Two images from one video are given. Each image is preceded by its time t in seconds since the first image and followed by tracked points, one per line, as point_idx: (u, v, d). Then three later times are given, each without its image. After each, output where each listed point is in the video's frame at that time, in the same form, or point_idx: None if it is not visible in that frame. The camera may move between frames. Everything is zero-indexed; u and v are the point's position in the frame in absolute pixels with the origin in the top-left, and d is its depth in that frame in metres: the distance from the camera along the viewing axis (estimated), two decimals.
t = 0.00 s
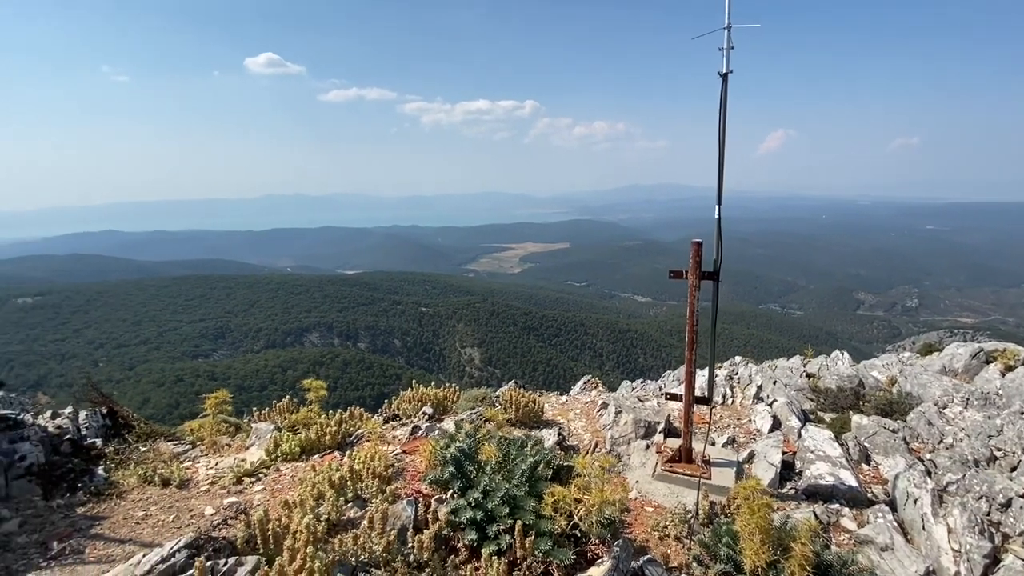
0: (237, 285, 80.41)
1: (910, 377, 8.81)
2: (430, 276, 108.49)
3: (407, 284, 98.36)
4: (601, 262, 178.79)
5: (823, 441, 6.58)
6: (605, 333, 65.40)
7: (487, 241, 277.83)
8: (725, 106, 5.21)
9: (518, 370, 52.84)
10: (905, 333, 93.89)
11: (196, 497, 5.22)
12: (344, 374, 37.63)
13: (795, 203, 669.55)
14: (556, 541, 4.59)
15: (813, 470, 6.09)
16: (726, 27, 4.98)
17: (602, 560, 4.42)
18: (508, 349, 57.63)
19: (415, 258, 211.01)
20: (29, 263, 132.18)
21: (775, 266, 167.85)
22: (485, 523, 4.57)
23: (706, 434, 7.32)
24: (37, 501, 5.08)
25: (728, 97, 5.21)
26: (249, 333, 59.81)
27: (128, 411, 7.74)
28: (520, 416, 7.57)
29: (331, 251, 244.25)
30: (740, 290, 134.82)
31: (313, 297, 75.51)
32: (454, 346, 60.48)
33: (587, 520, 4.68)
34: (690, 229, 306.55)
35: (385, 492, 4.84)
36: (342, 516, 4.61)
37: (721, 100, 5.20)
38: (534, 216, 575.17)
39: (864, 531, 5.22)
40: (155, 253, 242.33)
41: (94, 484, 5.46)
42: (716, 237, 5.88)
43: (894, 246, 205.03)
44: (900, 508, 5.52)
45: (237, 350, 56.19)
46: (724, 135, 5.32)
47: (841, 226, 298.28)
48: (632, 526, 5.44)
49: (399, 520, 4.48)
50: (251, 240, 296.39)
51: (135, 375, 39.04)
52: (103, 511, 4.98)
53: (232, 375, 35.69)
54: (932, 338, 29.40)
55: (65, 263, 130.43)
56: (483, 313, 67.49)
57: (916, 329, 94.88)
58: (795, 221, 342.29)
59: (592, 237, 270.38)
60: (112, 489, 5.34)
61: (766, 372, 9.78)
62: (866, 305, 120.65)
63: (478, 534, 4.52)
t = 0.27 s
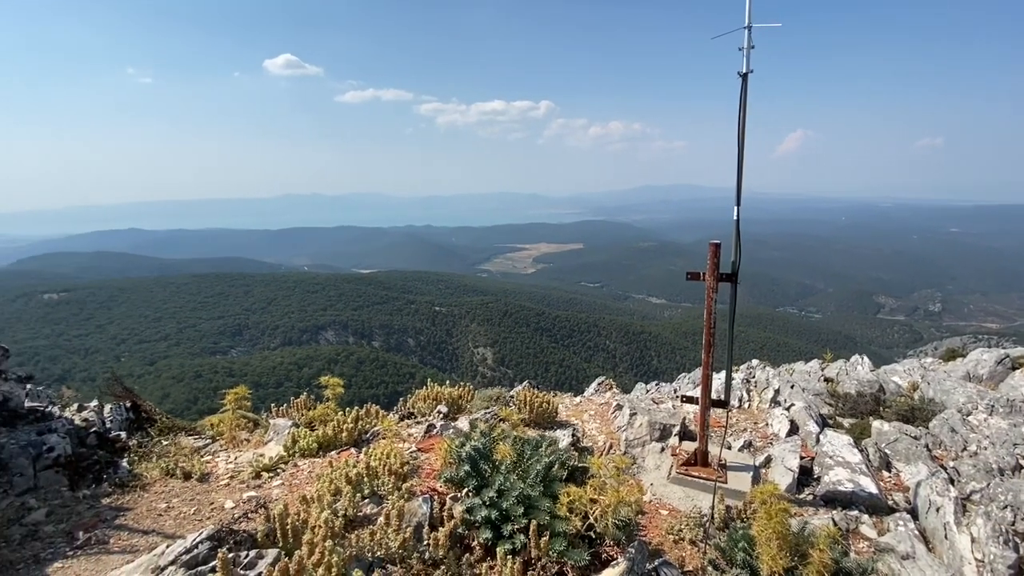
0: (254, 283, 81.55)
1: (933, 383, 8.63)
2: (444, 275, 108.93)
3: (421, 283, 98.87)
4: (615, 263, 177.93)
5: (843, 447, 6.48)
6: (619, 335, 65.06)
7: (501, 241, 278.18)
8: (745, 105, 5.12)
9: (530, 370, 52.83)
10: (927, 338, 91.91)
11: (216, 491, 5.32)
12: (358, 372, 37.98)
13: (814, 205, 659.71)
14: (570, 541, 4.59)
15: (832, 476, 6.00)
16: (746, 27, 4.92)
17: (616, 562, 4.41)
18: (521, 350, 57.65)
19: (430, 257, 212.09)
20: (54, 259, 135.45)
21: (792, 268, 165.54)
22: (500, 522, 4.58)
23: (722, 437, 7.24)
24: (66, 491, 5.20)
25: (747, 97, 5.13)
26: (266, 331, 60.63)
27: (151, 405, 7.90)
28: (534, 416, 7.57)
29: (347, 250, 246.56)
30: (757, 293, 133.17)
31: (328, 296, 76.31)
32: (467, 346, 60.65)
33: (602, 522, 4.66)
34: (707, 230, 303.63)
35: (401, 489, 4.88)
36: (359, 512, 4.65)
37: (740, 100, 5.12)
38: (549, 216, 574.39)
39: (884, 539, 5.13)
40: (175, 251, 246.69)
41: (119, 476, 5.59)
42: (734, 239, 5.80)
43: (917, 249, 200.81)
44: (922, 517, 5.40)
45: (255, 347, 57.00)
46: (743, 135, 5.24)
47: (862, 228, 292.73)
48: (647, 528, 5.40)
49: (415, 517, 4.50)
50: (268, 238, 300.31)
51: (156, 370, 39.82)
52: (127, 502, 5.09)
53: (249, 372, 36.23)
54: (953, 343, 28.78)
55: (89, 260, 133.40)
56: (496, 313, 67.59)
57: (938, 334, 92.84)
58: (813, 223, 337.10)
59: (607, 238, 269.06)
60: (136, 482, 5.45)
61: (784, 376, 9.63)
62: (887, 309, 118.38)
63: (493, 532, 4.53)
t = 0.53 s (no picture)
0: (271, 281, 82.56)
1: (956, 389, 8.45)
2: (457, 275, 109.23)
3: (434, 283, 99.23)
4: (629, 265, 176.86)
5: (861, 453, 6.38)
6: (632, 337, 64.69)
7: (515, 242, 278.12)
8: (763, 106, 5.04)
9: (542, 371, 52.77)
10: (949, 343, 89.87)
11: (235, 485, 5.40)
12: (372, 370, 38.25)
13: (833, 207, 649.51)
14: (584, 542, 4.58)
15: (850, 483, 5.91)
16: (765, 27, 4.86)
17: (629, 565, 4.38)
18: (533, 350, 57.60)
19: (443, 257, 212.82)
20: (78, 256, 138.74)
21: (810, 270, 163.07)
22: (512, 522, 4.58)
23: (737, 441, 7.15)
24: (90, 482, 5.34)
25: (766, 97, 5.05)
26: (282, 329, 61.37)
27: (170, 400, 8.05)
28: (547, 417, 7.55)
29: (362, 250, 248.49)
30: (773, 296, 131.40)
31: (343, 295, 76.96)
32: (480, 346, 60.76)
33: (615, 525, 4.65)
34: (723, 232, 300.40)
35: (416, 487, 4.91)
36: (373, 509, 4.69)
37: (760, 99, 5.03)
38: (563, 217, 572.88)
39: (905, 548, 5.03)
40: (194, 249, 250.59)
41: (141, 469, 5.71)
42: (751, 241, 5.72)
43: (940, 252, 196.48)
44: (945, 526, 5.28)
45: (270, 344, 57.71)
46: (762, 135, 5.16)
47: (882, 231, 287.17)
48: (661, 532, 5.36)
49: (429, 515, 4.52)
50: (285, 237, 304.03)
51: (175, 365, 40.58)
52: (149, 494, 5.19)
53: (265, 369, 36.70)
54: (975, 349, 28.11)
55: (111, 257, 136.28)
56: (509, 313, 67.63)
57: (961, 340, 90.75)
58: (832, 225, 331.43)
59: (621, 239, 267.51)
60: (156, 475, 5.56)
61: (801, 380, 9.49)
62: (908, 313, 116.00)
63: (506, 532, 4.53)
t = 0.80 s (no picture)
0: (286, 280, 83.49)
1: (980, 397, 8.25)
2: (471, 275, 109.47)
3: (447, 283, 99.53)
4: (643, 266, 175.75)
5: (880, 460, 6.27)
6: (645, 339, 64.28)
7: (528, 242, 277.88)
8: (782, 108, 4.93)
9: (554, 372, 52.67)
10: (972, 349, 87.84)
11: (252, 480, 5.48)
12: (385, 369, 38.49)
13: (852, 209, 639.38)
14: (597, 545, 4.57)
15: (869, 491, 5.80)
16: (785, 25, 4.78)
17: (642, 568, 4.36)
18: (545, 352, 57.54)
19: (457, 257, 213.39)
20: (101, 254, 141.77)
21: (828, 273, 160.53)
22: (526, 523, 4.59)
23: (753, 446, 7.07)
24: (113, 474, 5.46)
25: (785, 99, 4.97)
26: (297, 327, 62.04)
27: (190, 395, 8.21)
28: (560, 417, 7.56)
29: (376, 250, 250.20)
30: (790, 299, 129.63)
31: (357, 294, 77.56)
32: (492, 346, 60.84)
33: (628, 528, 4.63)
34: (738, 234, 296.99)
35: (429, 486, 4.93)
36: (388, 506, 4.74)
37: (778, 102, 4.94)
38: (576, 218, 570.82)
39: (923, 558, 4.93)
40: (211, 248, 254.39)
41: (162, 462, 5.83)
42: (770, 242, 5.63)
43: (963, 255, 192.15)
44: (966, 536, 5.17)
45: (286, 342, 58.39)
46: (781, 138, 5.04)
47: (903, 233, 281.71)
48: (674, 536, 5.33)
49: (443, 514, 4.54)
50: (301, 237, 307.47)
51: (193, 362, 41.27)
52: (169, 488, 5.29)
53: (280, 367, 37.15)
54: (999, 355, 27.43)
55: (132, 255, 138.97)
56: (521, 314, 67.63)
57: (984, 345, 88.63)
58: (851, 227, 326.07)
59: (636, 240, 265.91)
60: (177, 469, 5.67)
61: (818, 385, 9.35)
62: (929, 318, 113.64)
63: (519, 532, 4.55)
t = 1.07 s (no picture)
0: (302, 279, 84.39)
1: (1004, 404, 8.04)
2: (484, 276, 109.64)
3: (460, 283, 99.83)
4: (657, 267, 174.53)
5: (900, 467, 6.15)
6: (658, 341, 63.83)
7: (541, 243, 277.65)
8: (801, 107, 4.85)
9: (566, 373, 52.50)
10: (995, 354, 85.74)
11: (267, 476, 5.55)
12: (397, 368, 38.72)
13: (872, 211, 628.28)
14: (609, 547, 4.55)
15: (888, 498, 5.68)
16: (804, 23, 4.72)
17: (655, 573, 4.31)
18: (557, 352, 57.41)
19: (470, 257, 213.85)
20: (122, 252, 144.77)
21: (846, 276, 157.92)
22: (537, 524, 4.58)
23: (768, 450, 6.98)
24: (133, 468, 5.56)
25: (804, 98, 4.88)
26: (311, 325, 62.65)
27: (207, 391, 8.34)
28: (572, 419, 7.52)
29: (390, 249, 251.78)
30: (807, 302, 127.74)
31: (371, 293, 78.10)
32: (504, 346, 60.85)
33: (641, 529, 4.61)
34: (754, 236, 293.48)
35: (440, 485, 4.95)
36: (401, 505, 4.77)
37: (797, 101, 4.85)
38: (590, 219, 568.68)
39: (943, 567, 4.83)
40: (229, 247, 258.06)
41: (179, 457, 5.93)
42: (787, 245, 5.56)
43: (987, 258, 187.69)
44: (988, 546, 5.05)
45: (301, 340, 59.02)
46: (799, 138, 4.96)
47: (925, 236, 275.93)
48: (687, 540, 5.27)
49: (455, 513, 4.56)
50: (316, 236, 310.40)
51: (211, 359, 41.95)
52: (187, 482, 5.38)
53: (295, 364, 37.56)
54: None
55: (152, 254, 141.63)
56: (533, 315, 67.59)
57: (1008, 351, 86.44)
58: (870, 229, 320.57)
59: (650, 242, 264.26)
60: (195, 463, 5.77)
61: (835, 389, 9.19)
62: (951, 322, 111.18)
63: (531, 533, 4.54)
